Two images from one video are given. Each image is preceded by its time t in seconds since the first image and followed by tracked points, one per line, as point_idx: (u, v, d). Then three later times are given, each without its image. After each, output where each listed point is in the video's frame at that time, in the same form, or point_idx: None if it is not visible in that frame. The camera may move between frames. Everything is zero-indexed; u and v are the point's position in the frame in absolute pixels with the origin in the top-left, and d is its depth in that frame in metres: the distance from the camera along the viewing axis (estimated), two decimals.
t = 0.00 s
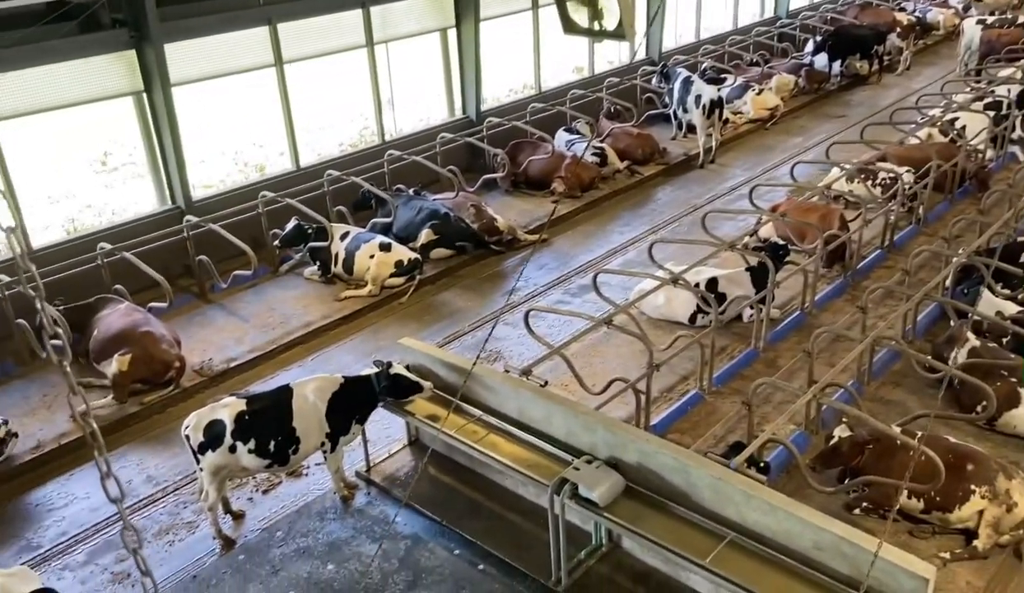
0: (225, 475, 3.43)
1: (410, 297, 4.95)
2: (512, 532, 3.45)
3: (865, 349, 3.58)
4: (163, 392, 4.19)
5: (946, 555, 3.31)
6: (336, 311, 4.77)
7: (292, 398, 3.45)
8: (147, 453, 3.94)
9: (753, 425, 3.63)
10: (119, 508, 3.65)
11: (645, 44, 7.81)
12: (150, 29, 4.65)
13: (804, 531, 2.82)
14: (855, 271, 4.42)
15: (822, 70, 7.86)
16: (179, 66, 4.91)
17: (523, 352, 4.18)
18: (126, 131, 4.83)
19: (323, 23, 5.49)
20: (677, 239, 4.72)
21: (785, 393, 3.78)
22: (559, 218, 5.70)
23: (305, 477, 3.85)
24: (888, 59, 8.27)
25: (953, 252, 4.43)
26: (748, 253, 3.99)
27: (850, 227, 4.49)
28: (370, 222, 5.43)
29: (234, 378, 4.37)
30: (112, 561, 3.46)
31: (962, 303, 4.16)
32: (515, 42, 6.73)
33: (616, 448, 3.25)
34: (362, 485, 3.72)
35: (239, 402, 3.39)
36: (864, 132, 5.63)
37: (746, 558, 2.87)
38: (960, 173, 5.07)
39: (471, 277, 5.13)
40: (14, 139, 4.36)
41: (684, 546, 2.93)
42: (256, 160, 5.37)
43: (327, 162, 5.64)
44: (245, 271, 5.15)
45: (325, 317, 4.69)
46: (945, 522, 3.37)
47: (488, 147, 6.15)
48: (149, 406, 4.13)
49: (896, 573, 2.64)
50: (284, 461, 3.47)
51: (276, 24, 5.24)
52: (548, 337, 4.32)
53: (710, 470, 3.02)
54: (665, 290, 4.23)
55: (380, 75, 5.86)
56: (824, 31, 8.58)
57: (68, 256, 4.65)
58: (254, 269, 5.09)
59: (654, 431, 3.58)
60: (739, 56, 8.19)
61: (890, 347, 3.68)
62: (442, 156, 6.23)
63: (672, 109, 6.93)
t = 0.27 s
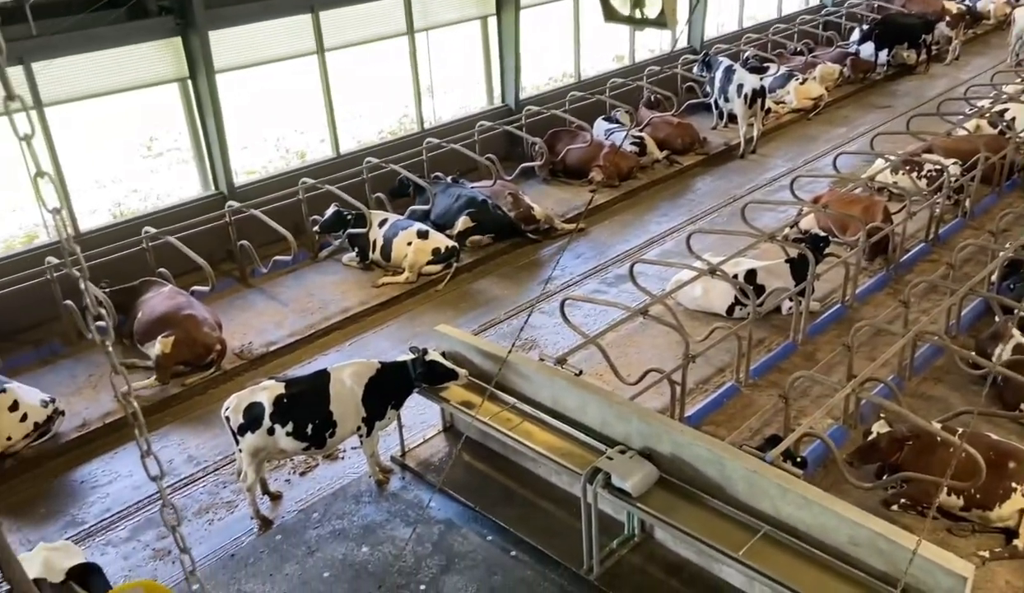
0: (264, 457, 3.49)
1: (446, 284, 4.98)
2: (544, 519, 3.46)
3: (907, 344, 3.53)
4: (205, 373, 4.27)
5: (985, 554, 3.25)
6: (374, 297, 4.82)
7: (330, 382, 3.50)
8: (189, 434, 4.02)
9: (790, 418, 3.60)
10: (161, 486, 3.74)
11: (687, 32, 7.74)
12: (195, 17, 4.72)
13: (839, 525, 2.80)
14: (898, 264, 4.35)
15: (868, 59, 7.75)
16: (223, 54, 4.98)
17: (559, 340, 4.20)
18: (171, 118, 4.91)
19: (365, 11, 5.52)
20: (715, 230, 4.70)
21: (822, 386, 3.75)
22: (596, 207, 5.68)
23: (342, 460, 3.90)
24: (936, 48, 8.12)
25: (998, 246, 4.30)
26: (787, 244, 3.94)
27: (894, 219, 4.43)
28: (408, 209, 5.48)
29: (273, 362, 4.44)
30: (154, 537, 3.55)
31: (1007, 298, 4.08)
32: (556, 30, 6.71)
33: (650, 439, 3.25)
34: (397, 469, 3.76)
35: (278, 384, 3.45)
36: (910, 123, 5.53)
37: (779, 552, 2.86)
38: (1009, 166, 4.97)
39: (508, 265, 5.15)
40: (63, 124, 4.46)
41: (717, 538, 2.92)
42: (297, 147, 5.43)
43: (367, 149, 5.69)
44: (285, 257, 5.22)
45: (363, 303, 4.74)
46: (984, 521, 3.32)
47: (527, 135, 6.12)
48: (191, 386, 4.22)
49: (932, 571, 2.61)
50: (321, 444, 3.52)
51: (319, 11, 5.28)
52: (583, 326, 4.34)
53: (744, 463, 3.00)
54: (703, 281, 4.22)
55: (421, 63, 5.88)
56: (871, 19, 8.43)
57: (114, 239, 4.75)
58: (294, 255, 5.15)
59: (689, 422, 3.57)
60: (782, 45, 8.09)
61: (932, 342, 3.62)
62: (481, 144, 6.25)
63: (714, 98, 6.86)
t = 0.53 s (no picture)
0: (299, 439, 3.53)
1: (482, 272, 4.99)
2: (576, 508, 3.46)
3: (949, 338, 3.46)
4: (244, 356, 4.34)
5: None
6: (410, 283, 4.84)
7: (366, 367, 3.53)
8: (227, 414, 4.09)
9: (827, 412, 3.56)
10: (200, 466, 3.81)
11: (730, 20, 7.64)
12: (238, 3, 4.77)
13: (874, 521, 2.77)
14: (942, 257, 4.27)
15: (916, 47, 7.70)
16: (265, 40, 5.02)
17: (594, 330, 4.20)
18: (214, 103, 4.98)
19: None
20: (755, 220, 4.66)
21: (861, 380, 3.70)
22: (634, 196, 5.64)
23: (376, 444, 3.94)
24: (987, 37, 7.96)
25: None
26: (828, 236, 3.88)
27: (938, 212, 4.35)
28: (447, 196, 5.50)
29: (310, 346, 4.49)
30: (192, 515, 3.62)
31: None
32: (597, 16, 6.66)
33: (684, 430, 3.23)
34: (431, 454, 3.79)
35: (315, 368, 3.49)
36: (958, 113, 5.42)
37: (813, 546, 2.83)
38: None
39: (545, 253, 5.15)
40: (108, 108, 4.55)
41: (750, 531, 2.90)
42: (336, 133, 5.46)
43: (406, 136, 5.70)
44: (324, 242, 5.27)
45: (399, 289, 4.78)
46: None
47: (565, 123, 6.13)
48: (230, 368, 4.29)
49: (969, 569, 2.57)
50: (356, 428, 3.56)
51: None
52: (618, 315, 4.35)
53: (779, 456, 2.98)
54: (741, 272, 4.20)
55: (460, 50, 5.89)
56: (920, 6, 8.26)
57: (157, 222, 4.83)
58: (332, 240, 5.20)
59: (724, 414, 3.55)
60: (828, 32, 7.96)
61: (976, 337, 3.56)
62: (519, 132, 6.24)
63: (756, 86, 6.76)
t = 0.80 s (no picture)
0: (332, 422, 3.57)
1: (515, 260, 5.00)
2: (605, 497, 3.46)
3: (990, 334, 3.40)
4: (279, 339, 4.39)
5: None
6: (443, 270, 4.86)
7: (398, 352, 3.54)
8: (262, 396, 4.14)
9: (861, 406, 3.52)
10: (236, 445, 3.87)
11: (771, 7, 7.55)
12: None
13: (907, 517, 2.74)
14: (984, 251, 4.19)
15: (963, 36, 7.47)
16: (303, 25, 5.05)
17: (626, 320, 4.22)
18: (252, 88, 5.02)
19: None
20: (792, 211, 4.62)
21: (897, 375, 3.65)
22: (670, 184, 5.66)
23: (407, 429, 3.96)
24: None
25: None
26: (867, 228, 3.81)
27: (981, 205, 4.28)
28: (481, 182, 5.51)
29: (343, 330, 4.53)
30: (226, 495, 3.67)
31: None
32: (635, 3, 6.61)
33: (715, 421, 3.21)
34: (461, 440, 3.80)
35: (348, 352, 3.51)
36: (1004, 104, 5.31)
37: (845, 541, 2.81)
38: None
39: (579, 243, 5.13)
40: (148, 93, 4.61)
41: (780, 524, 2.88)
42: (372, 120, 5.48)
43: (441, 122, 5.71)
44: (358, 227, 5.31)
45: (432, 275, 4.80)
46: None
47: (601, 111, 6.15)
48: (265, 351, 4.35)
49: (1004, 568, 2.54)
50: (387, 412, 3.58)
51: None
52: (652, 306, 4.34)
53: (812, 449, 2.95)
54: (776, 263, 4.16)
55: (496, 37, 5.89)
56: None
57: (195, 206, 4.89)
58: (366, 226, 5.24)
59: (757, 406, 3.53)
60: (871, 20, 7.83)
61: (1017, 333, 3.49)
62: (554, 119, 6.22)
63: (795, 75, 6.65)
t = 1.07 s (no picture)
0: (375, 403, 3.61)
1: (558, 246, 5.03)
2: (644, 485, 3.45)
3: None
4: (325, 320, 4.46)
5: None
6: (487, 255, 4.91)
7: (441, 335, 3.57)
8: (308, 376, 4.22)
9: (911, 401, 3.45)
10: (283, 423, 3.94)
11: None
12: None
13: (956, 516, 2.68)
14: None
15: None
16: (354, 9, 5.08)
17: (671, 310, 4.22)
18: (303, 72, 5.07)
19: None
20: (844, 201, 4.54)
21: (949, 370, 3.57)
22: (718, 172, 5.65)
23: (449, 412, 3.98)
24: None
25: None
26: (922, 218, 3.70)
27: None
28: (526, 168, 5.50)
29: (388, 313, 4.59)
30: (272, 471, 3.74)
31: None
32: None
33: (759, 413, 3.16)
34: (502, 424, 3.82)
35: (391, 335, 3.54)
36: None
37: (889, 538, 2.75)
38: None
39: (624, 228, 5.17)
40: (201, 76, 4.71)
41: (823, 518, 2.83)
42: (420, 104, 5.51)
43: (487, 107, 5.71)
44: (404, 211, 5.36)
45: (476, 260, 4.85)
46: None
47: (649, 97, 6.12)
48: (311, 332, 4.42)
49: None
50: (429, 395, 3.61)
51: None
52: (695, 295, 4.36)
53: (858, 443, 2.89)
54: (826, 254, 4.09)
55: (545, 22, 5.90)
56: None
57: (246, 187, 4.97)
58: (413, 210, 5.28)
59: (802, 399, 3.48)
60: (931, 5, 7.64)
61: None
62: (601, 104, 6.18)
63: (850, 61, 6.51)
